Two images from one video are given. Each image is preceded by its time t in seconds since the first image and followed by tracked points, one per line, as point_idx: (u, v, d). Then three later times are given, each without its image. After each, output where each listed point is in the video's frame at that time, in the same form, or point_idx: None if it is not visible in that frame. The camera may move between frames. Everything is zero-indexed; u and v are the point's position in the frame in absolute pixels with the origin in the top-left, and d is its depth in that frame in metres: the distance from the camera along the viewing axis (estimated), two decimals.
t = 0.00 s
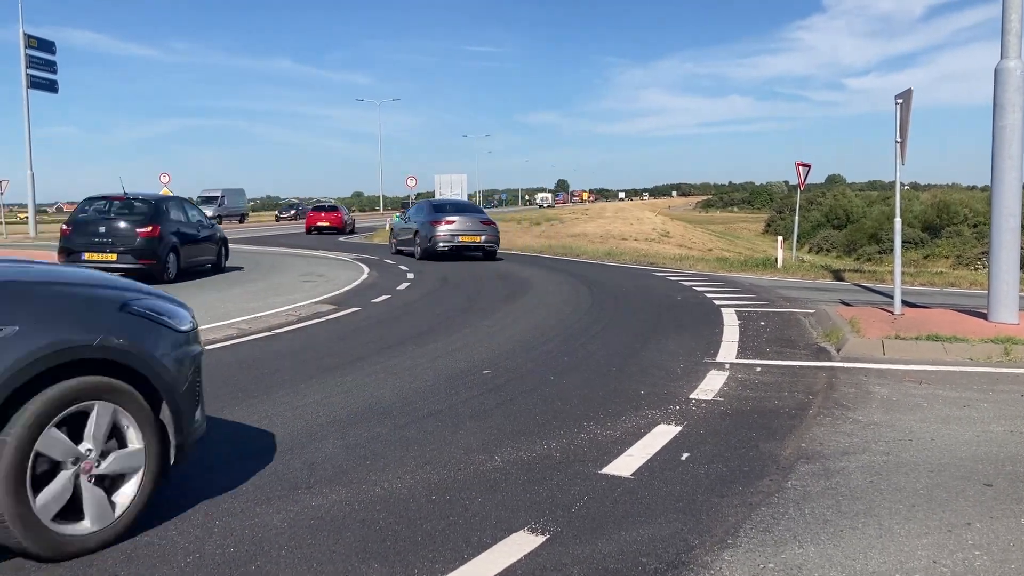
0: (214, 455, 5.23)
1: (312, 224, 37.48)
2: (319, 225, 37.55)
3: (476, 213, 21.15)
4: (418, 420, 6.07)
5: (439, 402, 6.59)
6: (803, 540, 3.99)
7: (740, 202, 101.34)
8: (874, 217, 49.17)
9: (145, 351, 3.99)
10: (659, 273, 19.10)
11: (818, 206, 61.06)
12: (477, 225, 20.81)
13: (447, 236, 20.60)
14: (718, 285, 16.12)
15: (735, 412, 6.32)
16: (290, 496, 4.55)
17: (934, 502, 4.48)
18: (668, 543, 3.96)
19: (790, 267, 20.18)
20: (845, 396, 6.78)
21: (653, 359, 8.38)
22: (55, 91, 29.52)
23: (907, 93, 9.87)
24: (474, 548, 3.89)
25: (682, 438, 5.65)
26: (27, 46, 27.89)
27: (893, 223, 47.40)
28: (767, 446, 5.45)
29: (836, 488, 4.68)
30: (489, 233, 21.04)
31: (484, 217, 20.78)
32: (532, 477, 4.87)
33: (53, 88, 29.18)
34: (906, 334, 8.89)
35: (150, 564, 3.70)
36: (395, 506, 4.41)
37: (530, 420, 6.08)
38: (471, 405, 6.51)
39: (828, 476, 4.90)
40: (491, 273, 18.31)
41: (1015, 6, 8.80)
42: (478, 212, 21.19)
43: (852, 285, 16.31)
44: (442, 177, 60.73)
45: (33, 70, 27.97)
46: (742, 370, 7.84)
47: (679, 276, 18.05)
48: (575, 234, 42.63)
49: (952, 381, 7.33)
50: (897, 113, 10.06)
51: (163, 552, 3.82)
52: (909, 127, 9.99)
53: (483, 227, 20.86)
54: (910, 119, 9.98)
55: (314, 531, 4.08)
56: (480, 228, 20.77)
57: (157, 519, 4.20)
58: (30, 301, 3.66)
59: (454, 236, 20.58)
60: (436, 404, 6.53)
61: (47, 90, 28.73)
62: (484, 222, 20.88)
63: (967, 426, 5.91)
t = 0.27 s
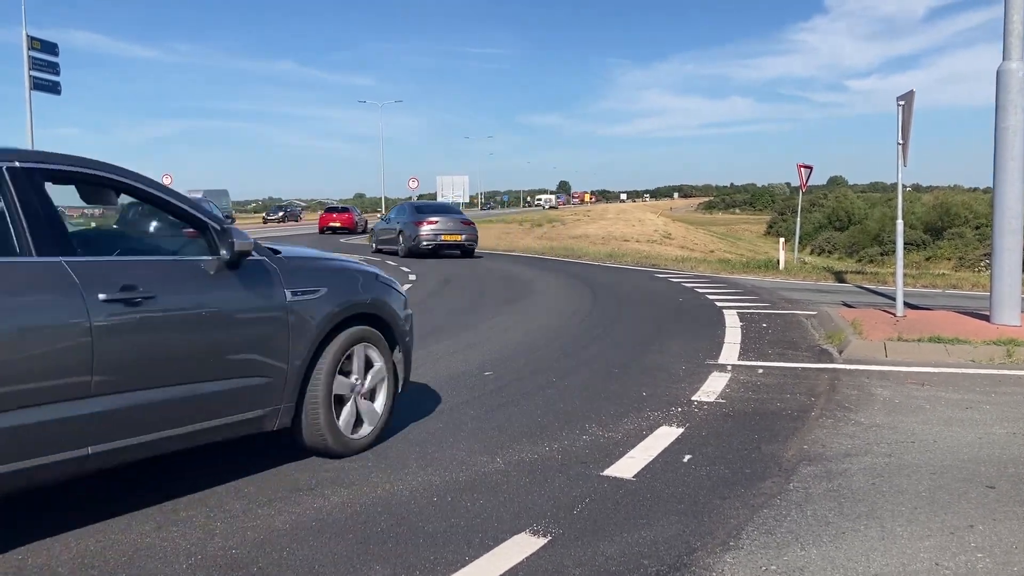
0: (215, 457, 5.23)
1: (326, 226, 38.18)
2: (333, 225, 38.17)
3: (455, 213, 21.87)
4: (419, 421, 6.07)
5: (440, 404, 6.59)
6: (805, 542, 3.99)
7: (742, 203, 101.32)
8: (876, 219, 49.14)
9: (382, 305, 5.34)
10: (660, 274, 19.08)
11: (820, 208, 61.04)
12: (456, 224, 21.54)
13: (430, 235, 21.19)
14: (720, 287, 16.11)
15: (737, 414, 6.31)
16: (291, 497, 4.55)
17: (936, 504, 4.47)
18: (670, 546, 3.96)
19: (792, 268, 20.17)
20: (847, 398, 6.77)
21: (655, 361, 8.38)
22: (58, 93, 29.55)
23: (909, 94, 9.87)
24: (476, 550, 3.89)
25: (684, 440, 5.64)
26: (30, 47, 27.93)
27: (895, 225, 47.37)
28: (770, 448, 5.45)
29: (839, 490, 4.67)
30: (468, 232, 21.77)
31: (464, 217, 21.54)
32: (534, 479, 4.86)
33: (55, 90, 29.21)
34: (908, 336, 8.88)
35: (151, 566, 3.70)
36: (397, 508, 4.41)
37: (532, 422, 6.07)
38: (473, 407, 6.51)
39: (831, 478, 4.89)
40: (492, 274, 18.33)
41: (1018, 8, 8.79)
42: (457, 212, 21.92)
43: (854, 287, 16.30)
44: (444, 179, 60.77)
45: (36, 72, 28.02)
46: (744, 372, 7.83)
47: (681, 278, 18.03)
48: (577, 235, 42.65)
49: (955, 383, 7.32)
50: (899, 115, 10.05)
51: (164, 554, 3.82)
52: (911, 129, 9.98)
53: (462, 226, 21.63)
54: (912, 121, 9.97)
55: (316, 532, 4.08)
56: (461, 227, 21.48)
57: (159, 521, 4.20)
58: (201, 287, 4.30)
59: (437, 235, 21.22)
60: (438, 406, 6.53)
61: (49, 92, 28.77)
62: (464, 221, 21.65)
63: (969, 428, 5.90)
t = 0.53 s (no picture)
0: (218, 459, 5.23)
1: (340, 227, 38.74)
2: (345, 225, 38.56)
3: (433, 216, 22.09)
4: (421, 424, 6.07)
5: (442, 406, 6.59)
6: (807, 545, 3.98)
7: (744, 206, 101.30)
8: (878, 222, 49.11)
9: (506, 276, 7.05)
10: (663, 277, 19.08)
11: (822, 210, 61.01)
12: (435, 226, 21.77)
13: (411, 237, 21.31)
14: (722, 289, 16.10)
15: (739, 417, 6.31)
16: (294, 500, 4.55)
17: (939, 507, 4.46)
18: (672, 548, 3.96)
19: (794, 271, 20.16)
20: (849, 401, 6.77)
21: (657, 364, 8.38)
22: (61, 95, 29.63)
23: (912, 97, 9.86)
24: (478, 553, 3.89)
25: (686, 443, 5.64)
26: (33, 50, 28.01)
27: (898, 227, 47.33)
28: (772, 451, 5.44)
29: (841, 493, 4.67)
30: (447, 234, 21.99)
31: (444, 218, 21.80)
32: (536, 482, 4.86)
33: (59, 92, 29.29)
34: (910, 339, 8.87)
35: (154, 568, 3.70)
36: (399, 510, 4.41)
37: (534, 425, 6.07)
38: (475, 409, 6.51)
39: (833, 480, 4.88)
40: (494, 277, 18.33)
41: (1021, 10, 8.79)
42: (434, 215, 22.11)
43: (856, 290, 16.29)
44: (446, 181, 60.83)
45: (40, 74, 28.10)
46: (746, 375, 7.82)
47: (683, 280, 18.02)
48: (579, 238, 42.65)
49: (958, 386, 7.31)
50: (901, 118, 10.05)
51: (166, 556, 3.83)
52: (914, 132, 9.97)
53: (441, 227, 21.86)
54: (915, 123, 9.97)
55: (318, 535, 4.08)
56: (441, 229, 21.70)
57: (161, 523, 4.20)
58: (320, 271, 5.10)
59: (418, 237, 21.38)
60: (440, 409, 6.53)
61: (53, 94, 28.85)
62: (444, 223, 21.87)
63: (972, 431, 5.89)
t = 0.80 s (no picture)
0: (220, 462, 5.23)
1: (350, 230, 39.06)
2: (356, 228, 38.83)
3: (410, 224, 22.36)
4: (423, 427, 6.06)
5: (444, 409, 6.58)
6: (808, 549, 3.98)
7: (747, 209, 101.27)
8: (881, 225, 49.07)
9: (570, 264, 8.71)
10: (665, 280, 19.07)
11: (825, 214, 60.99)
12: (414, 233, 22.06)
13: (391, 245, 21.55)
14: (724, 293, 16.09)
15: (741, 420, 6.30)
16: (295, 502, 4.55)
17: (941, 511, 4.46)
18: (673, 552, 3.95)
19: (797, 274, 20.15)
20: (852, 405, 6.76)
21: (659, 367, 8.37)
22: (65, 98, 29.75)
23: (914, 100, 9.86)
24: (479, 556, 3.89)
25: (688, 446, 5.63)
26: (37, 53, 28.11)
27: (900, 231, 47.29)
28: (774, 454, 5.44)
29: (843, 497, 4.66)
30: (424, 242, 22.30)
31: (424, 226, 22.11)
32: (538, 485, 4.86)
33: (62, 96, 29.38)
34: (913, 343, 8.85)
35: (155, 571, 3.70)
36: (400, 513, 4.41)
37: (536, 428, 6.07)
38: (477, 413, 6.51)
39: (835, 484, 4.87)
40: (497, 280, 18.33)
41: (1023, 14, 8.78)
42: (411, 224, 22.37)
43: (859, 293, 16.27)
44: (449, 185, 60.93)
45: (43, 77, 28.21)
46: (748, 378, 7.81)
47: (685, 284, 18.01)
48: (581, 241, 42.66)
49: (961, 389, 7.29)
50: (903, 121, 10.04)
51: (167, 559, 3.83)
52: (916, 135, 9.97)
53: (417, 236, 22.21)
54: (917, 127, 9.96)
55: (319, 538, 4.09)
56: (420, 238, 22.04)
57: (162, 526, 4.21)
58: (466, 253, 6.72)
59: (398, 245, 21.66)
60: (441, 412, 6.52)
61: (56, 97, 28.95)
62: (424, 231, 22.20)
63: (974, 434, 5.88)
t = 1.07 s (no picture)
0: (223, 466, 5.24)
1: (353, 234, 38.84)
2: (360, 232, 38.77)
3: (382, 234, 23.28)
4: (427, 430, 6.07)
5: (447, 413, 6.59)
6: (812, 553, 3.97)
7: (750, 213, 101.18)
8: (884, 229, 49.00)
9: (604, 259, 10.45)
10: (668, 284, 19.06)
11: (828, 218, 60.91)
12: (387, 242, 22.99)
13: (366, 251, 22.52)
14: (727, 296, 16.08)
15: (744, 424, 6.30)
16: (299, 506, 4.55)
17: (945, 515, 4.45)
18: (676, 556, 3.95)
19: (800, 278, 20.13)
20: (855, 408, 6.75)
21: (662, 371, 8.36)
22: (69, 102, 29.81)
23: (917, 104, 9.86)
24: (482, 560, 3.89)
25: (691, 450, 5.63)
26: (41, 57, 28.18)
27: (904, 234, 47.21)
28: (777, 459, 5.43)
29: (846, 501, 4.65)
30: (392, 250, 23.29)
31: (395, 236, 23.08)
32: (541, 489, 4.86)
33: (66, 100, 29.44)
34: (917, 346, 8.84)
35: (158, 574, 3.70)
36: (403, 517, 4.42)
37: (539, 432, 6.07)
38: (481, 416, 6.52)
39: (838, 488, 4.87)
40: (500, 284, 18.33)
41: None
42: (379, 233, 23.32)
43: (862, 297, 16.25)
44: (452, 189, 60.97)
45: (47, 81, 28.28)
46: (751, 382, 7.80)
47: (688, 288, 18.00)
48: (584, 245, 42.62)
49: (964, 393, 7.28)
50: (907, 125, 10.04)
51: (170, 562, 3.83)
52: (919, 139, 9.97)
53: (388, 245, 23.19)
54: (920, 130, 9.96)
55: (322, 541, 4.09)
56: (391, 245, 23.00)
57: (166, 529, 4.21)
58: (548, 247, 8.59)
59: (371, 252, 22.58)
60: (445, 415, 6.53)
61: (60, 101, 29.01)
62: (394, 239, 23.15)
63: (978, 439, 5.87)
